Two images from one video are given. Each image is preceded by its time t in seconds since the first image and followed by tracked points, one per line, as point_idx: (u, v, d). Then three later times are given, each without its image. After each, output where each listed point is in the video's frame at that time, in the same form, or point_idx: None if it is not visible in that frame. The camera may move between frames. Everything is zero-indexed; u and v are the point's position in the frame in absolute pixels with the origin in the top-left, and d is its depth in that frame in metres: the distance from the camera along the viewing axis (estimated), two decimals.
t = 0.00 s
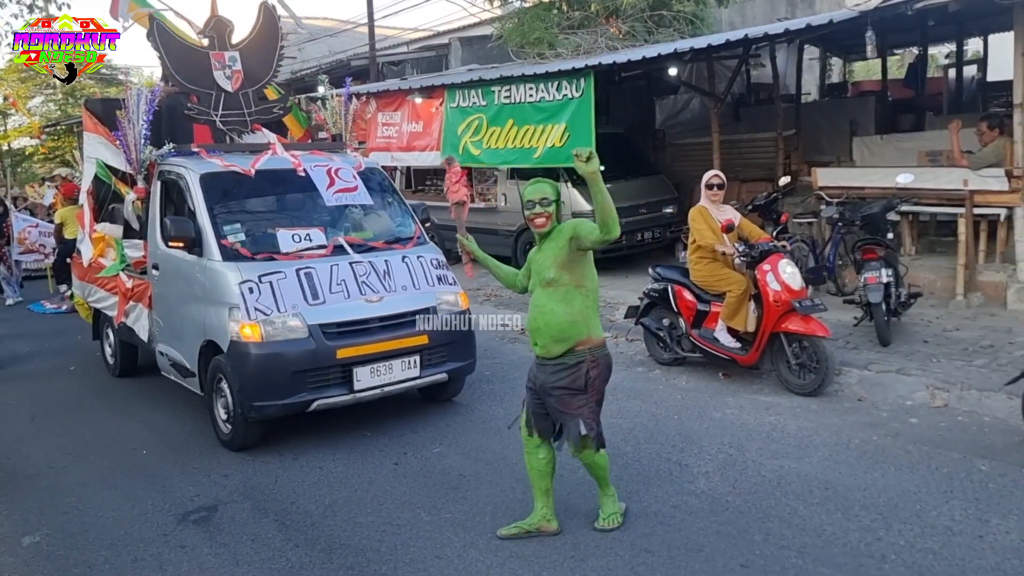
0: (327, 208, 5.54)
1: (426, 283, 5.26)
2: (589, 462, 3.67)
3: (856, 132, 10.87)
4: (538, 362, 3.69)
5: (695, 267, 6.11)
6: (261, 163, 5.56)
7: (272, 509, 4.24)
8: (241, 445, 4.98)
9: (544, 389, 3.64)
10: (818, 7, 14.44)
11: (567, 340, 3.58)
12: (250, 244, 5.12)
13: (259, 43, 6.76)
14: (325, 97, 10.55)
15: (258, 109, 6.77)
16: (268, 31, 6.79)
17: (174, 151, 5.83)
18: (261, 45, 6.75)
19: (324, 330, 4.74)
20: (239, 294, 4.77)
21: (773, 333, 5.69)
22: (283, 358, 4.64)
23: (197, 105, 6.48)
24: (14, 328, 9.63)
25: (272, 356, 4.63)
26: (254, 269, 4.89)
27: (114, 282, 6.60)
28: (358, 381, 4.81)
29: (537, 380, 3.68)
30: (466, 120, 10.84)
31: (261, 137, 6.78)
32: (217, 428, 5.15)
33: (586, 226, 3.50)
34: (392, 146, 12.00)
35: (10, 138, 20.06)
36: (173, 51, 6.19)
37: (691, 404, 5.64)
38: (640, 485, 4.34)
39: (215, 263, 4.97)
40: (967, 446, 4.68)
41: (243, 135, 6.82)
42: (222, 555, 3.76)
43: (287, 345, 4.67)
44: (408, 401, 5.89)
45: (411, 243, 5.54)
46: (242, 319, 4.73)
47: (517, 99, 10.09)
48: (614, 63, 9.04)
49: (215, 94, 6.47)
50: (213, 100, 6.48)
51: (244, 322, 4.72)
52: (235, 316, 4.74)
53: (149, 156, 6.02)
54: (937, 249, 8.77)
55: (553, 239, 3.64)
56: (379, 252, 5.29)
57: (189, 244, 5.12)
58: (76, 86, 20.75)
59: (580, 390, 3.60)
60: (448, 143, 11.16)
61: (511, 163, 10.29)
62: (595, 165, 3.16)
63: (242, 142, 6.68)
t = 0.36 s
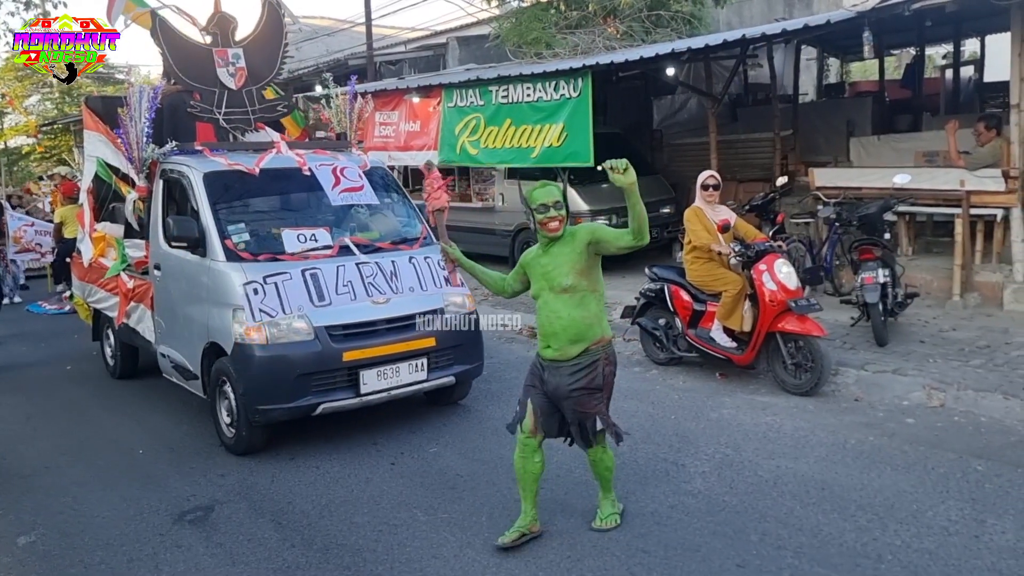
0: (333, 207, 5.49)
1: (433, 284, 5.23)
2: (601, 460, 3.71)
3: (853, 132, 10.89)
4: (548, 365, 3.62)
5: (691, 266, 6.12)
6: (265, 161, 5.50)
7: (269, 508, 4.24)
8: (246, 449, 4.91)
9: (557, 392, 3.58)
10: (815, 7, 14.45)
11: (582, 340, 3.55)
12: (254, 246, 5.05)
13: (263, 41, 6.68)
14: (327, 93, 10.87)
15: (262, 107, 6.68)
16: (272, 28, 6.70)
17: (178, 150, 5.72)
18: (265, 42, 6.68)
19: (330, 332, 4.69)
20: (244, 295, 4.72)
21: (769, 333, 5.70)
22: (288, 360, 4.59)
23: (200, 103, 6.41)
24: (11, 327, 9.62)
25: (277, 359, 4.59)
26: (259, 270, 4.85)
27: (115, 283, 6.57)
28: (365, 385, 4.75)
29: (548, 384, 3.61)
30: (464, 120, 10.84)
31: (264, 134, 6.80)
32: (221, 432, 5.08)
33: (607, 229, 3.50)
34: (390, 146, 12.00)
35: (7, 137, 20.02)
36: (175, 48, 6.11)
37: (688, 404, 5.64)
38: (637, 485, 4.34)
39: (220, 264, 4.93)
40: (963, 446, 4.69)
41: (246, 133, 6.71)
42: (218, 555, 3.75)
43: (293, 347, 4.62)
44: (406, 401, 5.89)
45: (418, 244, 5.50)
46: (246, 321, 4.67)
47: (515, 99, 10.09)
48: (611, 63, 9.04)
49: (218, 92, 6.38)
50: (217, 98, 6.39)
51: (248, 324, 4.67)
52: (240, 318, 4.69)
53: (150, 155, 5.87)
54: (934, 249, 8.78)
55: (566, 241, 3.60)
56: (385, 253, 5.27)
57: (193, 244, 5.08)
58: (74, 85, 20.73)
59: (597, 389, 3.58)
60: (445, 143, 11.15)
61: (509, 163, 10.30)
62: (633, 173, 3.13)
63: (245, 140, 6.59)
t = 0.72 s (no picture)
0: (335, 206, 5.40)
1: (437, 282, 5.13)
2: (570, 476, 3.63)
3: (847, 133, 10.91)
4: (518, 380, 3.55)
5: (690, 267, 6.12)
6: (267, 160, 5.39)
7: (263, 509, 4.22)
8: (247, 454, 4.80)
9: (529, 403, 3.53)
10: (810, 9, 14.46)
11: (561, 353, 3.52)
12: (256, 246, 4.95)
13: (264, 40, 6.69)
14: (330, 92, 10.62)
15: (263, 105, 6.64)
16: (273, 28, 6.72)
17: (178, 149, 5.64)
18: (266, 41, 6.71)
19: (333, 336, 4.55)
20: (245, 297, 4.59)
21: (768, 333, 5.71)
22: (291, 364, 4.45)
23: (200, 101, 6.35)
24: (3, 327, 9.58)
25: (280, 363, 4.45)
26: (261, 271, 4.71)
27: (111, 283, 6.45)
28: (369, 390, 4.60)
29: (520, 398, 3.55)
30: (459, 120, 10.84)
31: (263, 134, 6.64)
32: (223, 438, 4.94)
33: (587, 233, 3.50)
34: (384, 145, 12.00)
35: None
36: (177, 43, 6.06)
37: (682, 404, 5.64)
38: (631, 485, 4.34)
39: (221, 265, 4.80)
40: (957, 446, 4.70)
41: (246, 132, 6.61)
42: (212, 556, 3.74)
43: (296, 351, 4.48)
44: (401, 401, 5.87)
45: (423, 245, 5.47)
46: (248, 324, 4.55)
47: (510, 99, 10.09)
48: (607, 63, 9.03)
49: (219, 89, 6.34)
50: (217, 96, 6.35)
51: (251, 327, 4.54)
52: (241, 321, 4.57)
53: (149, 153, 5.81)
54: (928, 250, 8.81)
55: (545, 249, 3.52)
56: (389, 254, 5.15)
57: (193, 244, 4.97)
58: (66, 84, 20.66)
59: (569, 399, 3.57)
60: (440, 143, 11.15)
61: (504, 163, 10.28)
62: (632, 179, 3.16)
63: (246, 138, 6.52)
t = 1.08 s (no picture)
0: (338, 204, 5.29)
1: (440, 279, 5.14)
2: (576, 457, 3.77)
3: (843, 132, 10.92)
4: (535, 369, 3.54)
5: (688, 266, 6.13)
6: (269, 158, 5.33)
7: (258, 507, 4.21)
8: (249, 457, 4.69)
9: (554, 388, 3.57)
10: (807, 8, 14.47)
11: (574, 333, 3.59)
12: (258, 245, 4.83)
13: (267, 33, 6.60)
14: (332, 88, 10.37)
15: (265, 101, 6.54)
16: (275, 19, 6.60)
17: (178, 145, 5.60)
18: (266, 36, 6.62)
19: (338, 336, 4.45)
20: (249, 296, 4.48)
21: (768, 333, 5.71)
22: (295, 365, 4.34)
23: (202, 97, 6.26)
24: None
25: (284, 363, 4.34)
26: (264, 270, 4.61)
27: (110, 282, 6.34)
28: (375, 391, 4.51)
29: (547, 384, 3.55)
30: (455, 118, 10.83)
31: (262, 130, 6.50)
32: (224, 440, 4.85)
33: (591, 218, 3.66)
34: (380, 143, 12.01)
35: None
36: (178, 39, 5.99)
37: (678, 403, 5.64)
38: (627, 484, 4.34)
39: (223, 263, 4.67)
40: (951, 445, 4.70)
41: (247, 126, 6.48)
42: (207, 554, 3.73)
43: (300, 353, 4.37)
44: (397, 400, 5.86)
45: (428, 244, 5.43)
46: (251, 324, 4.44)
47: (507, 97, 10.08)
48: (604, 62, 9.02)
49: (221, 85, 6.27)
50: (218, 92, 6.27)
51: (254, 327, 4.43)
52: (244, 321, 4.46)
53: (150, 150, 5.76)
54: (923, 249, 8.83)
55: (552, 232, 3.57)
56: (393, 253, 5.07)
57: (195, 243, 4.83)
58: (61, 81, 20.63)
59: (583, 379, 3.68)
60: (436, 141, 11.14)
61: (500, 161, 10.29)
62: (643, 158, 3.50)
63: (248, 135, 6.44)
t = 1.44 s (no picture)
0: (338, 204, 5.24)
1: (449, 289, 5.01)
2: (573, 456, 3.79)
3: (838, 132, 10.95)
4: (551, 369, 3.53)
5: (685, 266, 6.14)
6: (269, 156, 5.26)
7: (252, 508, 4.20)
8: (250, 462, 4.63)
9: (568, 387, 3.58)
10: (801, 8, 14.49)
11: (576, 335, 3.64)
12: (259, 246, 4.80)
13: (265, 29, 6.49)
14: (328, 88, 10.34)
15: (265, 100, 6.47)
16: (274, 18, 6.52)
17: (176, 144, 5.54)
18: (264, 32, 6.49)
19: (340, 338, 4.40)
20: (249, 298, 4.41)
21: (767, 333, 5.71)
22: (297, 368, 4.28)
23: (201, 95, 6.17)
24: None
25: (285, 366, 4.28)
26: (265, 272, 4.54)
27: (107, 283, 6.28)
28: (377, 395, 4.46)
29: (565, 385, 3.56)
30: (450, 118, 10.82)
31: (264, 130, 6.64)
32: (224, 444, 4.80)
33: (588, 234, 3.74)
34: (375, 143, 11.98)
35: None
36: (176, 38, 5.91)
37: (673, 403, 5.65)
38: (621, 484, 4.35)
39: (224, 265, 4.60)
40: (945, 445, 4.72)
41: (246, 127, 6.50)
42: (201, 554, 3.73)
43: (302, 355, 4.31)
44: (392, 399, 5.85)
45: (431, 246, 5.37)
46: (253, 327, 4.37)
47: (501, 97, 10.07)
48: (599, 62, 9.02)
49: (220, 83, 6.19)
50: (218, 90, 6.19)
51: (255, 330, 4.36)
52: (244, 323, 4.39)
53: (149, 149, 5.64)
54: (917, 250, 8.85)
55: (558, 240, 3.59)
56: (395, 254, 5.02)
57: (194, 244, 4.76)
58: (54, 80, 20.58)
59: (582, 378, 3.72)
60: (432, 141, 11.13)
61: (494, 162, 10.31)
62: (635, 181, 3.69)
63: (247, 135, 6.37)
